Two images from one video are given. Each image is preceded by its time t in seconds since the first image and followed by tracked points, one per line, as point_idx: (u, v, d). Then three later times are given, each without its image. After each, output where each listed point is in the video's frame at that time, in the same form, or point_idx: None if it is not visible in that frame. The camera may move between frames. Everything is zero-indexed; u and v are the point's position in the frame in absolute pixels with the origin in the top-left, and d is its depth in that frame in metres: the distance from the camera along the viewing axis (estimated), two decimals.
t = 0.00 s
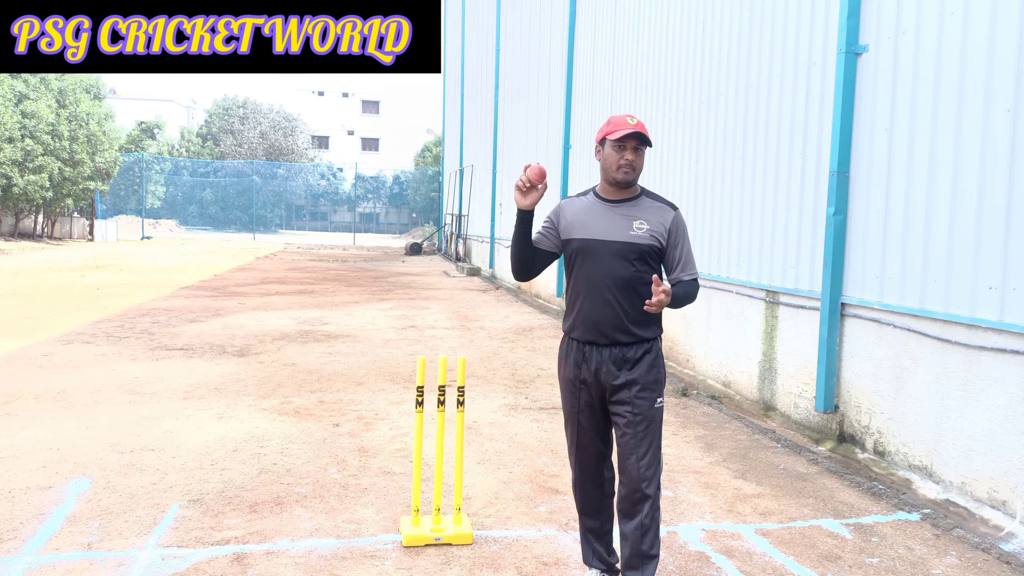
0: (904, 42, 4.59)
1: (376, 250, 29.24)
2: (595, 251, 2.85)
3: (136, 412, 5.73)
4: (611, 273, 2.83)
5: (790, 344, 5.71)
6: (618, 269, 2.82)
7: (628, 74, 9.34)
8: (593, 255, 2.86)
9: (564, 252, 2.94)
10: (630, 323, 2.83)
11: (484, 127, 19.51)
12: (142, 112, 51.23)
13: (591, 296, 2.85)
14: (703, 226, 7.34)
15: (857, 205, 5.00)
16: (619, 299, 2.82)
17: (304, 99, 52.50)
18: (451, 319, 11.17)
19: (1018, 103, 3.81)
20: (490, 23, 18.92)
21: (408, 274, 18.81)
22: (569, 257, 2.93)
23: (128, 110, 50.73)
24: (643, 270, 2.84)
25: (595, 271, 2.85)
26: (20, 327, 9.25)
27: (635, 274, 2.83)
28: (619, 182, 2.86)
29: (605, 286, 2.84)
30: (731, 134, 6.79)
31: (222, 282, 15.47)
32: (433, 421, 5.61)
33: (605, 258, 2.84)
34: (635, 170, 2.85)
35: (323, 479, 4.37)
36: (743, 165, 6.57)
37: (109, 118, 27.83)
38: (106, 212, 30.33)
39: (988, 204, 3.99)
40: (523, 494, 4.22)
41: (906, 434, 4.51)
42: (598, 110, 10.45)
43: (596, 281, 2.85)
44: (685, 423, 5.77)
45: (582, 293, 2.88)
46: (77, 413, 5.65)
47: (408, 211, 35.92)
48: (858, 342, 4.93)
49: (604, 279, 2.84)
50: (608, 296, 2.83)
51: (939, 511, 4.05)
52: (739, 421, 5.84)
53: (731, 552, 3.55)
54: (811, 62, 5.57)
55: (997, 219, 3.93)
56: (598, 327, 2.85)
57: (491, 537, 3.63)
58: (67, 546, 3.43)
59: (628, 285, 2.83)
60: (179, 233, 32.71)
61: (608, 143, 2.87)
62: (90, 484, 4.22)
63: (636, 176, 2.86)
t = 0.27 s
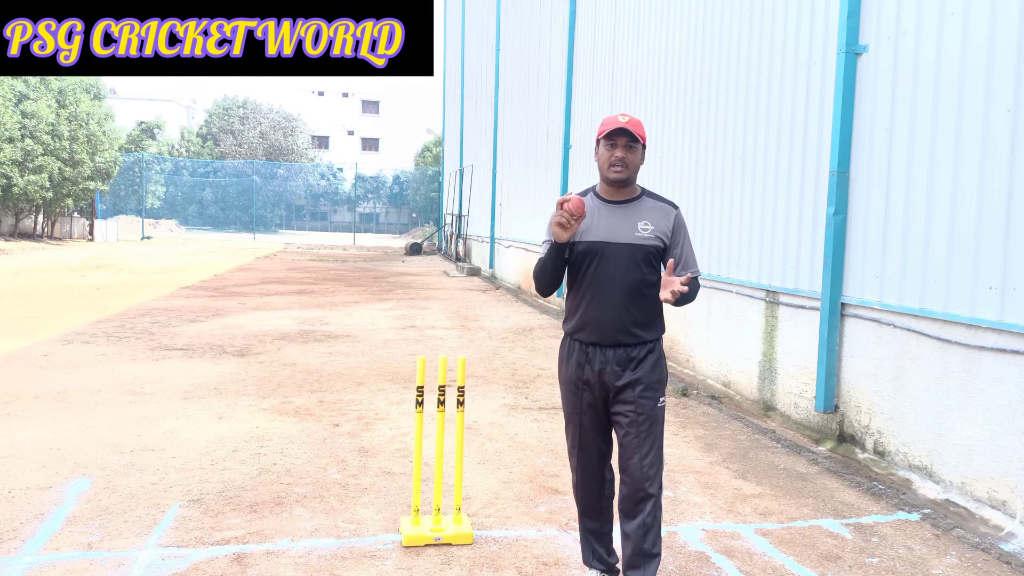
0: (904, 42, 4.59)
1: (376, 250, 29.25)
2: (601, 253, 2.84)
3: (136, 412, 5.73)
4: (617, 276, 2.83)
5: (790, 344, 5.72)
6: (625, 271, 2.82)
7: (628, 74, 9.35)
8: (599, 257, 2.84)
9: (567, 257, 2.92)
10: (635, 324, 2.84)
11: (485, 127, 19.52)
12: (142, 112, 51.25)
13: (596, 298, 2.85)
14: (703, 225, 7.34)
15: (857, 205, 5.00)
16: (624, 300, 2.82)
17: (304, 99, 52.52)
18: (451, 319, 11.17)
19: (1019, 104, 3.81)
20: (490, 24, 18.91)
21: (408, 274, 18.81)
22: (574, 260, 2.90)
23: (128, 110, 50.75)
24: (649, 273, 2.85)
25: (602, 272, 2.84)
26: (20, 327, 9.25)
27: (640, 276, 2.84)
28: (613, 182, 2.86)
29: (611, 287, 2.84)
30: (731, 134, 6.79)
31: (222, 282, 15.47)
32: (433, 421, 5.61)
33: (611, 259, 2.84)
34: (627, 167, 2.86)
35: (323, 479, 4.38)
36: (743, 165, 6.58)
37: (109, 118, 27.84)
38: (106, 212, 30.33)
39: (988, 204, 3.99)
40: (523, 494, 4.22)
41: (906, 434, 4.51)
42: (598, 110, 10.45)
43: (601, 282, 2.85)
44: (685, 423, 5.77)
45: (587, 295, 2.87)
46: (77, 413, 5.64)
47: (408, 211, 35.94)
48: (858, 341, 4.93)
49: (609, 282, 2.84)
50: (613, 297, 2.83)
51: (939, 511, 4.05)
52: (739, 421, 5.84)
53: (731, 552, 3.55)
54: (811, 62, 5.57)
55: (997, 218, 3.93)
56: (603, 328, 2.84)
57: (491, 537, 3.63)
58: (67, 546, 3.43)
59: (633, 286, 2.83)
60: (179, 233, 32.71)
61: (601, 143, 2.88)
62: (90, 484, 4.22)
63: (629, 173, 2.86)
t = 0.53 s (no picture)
0: (904, 42, 4.59)
1: (375, 250, 29.25)
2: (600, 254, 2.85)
3: (136, 412, 5.73)
4: (618, 276, 2.83)
5: (790, 344, 5.71)
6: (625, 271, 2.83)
7: (628, 74, 9.34)
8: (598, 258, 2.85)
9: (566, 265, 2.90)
10: (635, 324, 2.84)
11: (485, 127, 19.52)
12: (142, 112, 51.26)
13: (597, 299, 2.85)
14: (703, 225, 7.34)
15: (857, 205, 5.00)
16: (625, 300, 2.82)
17: (304, 99, 52.52)
18: (451, 319, 11.17)
19: (1018, 103, 3.81)
20: (490, 24, 18.92)
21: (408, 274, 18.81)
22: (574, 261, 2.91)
23: (128, 111, 50.75)
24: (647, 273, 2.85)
25: (601, 273, 2.85)
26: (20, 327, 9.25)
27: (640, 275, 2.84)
28: (614, 180, 2.85)
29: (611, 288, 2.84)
30: (731, 134, 6.79)
31: (221, 282, 15.47)
32: (433, 421, 5.61)
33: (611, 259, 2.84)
34: (628, 165, 2.85)
35: (323, 479, 4.38)
36: (743, 165, 6.58)
37: (109, 118, 27.85)
38: (106, 211, 30.34)
39: (988, 203, 3.99)
40: (523, 494, 4.22)
41: (906, 434, 4.51)
42: (598, 110, 10.45)
43: (601, 283, 2.86)
44: (685, 423, 5.77)
45: (588, 295, 2.87)
46: (77, 413, 5.64)
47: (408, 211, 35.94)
48: (858, 341, 4.93)
49: (609, 282, 2.84)
50: (614, 297, 2.83)
51: (939, 511, 4.05)
52: (739, 421, 5.84)
53: (731, 552, 3.55)
54: (811, 62, 5.57)
55: (998, 218, 3.93)
56: (604, 328, 2.85)
57: (491, 537, 3.63)
58: (67, 546, 3.43)
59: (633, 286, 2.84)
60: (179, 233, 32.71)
61: (600, 143, 2.89)
62: (90, 484, 4.22)
63: (630, 171, 2.85)
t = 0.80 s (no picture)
0: (904, 42, 4.59)
1: (376, 250, 29.24)
2: (597, 252, 2.86)
3: (136, 412, 5.73)
4: (616, 275, 2.84)
5: (790, 344, 5.71)
6: (624, 271, 2.83)
7: (628, 75, 9.34)
8: (596, 257, 2.86)
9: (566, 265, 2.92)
10: (634, 324, 2.84)
11: (485, 127, 19.51)
12: (142, 112, 51.25)
13: (596, 298, 2.86)
14: (704, 225, 7.34)
15: (857, 205, 5.00)
16: (623, 298, 2.82)
17: (304, 99, 52.51)
18: (451, 319, 11.17)
19: (1018, 104, 3.81)
20: (490, 24, 18.91)
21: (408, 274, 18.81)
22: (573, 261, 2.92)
23: (128, 111, 50.75)
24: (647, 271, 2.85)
25: (598, 272, 2.85)
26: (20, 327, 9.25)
27: (638, 273, 2.84)
28: (613, 180, 2.86)
29: (608, 286, 2.85)
30: (731, 134, 6.79)
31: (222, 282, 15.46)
32: (433, 421, 5.61)
33: (609, 258, 2.85)
34: (626, 165, 2.86)
35: (323, 479, 4.38)
36: (743, 165, 6.58)
37: (109, 118, 27.84)
38: (106, 212, 30.33)
39: (988, 203, 3.99)
40: (523, 494, 4.22)
41: (906, 434, 4.51)
42: (598, 111, 10.45)
43: (599, 282, 2.86)
44: (685, 423, 5.77)
45: (587, 295, 2.88)
46: (77, 413, 5.64)
47: (408, 211, 35.93)
48: (858, 341, 4.93)
49: (607, 281, 2.84)
50: (613, 296, 2.84)
51: (939, 511, 4.05)
52: (739, 421, 5.84)
53: (731, 552, 3.55)
54: (811, 62, 5.57)
55: (998, 218, 3.93)
56: (603, 328, 2.85)
57: (491, 537, 3.63)
58: (67, 546, 3.43)
59: (631, 285, 2.84)
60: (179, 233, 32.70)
61: (596, 144, 2.89)
62: (90, 484, 4.22)
63: (629, 170, 2.86)
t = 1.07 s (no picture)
0: (904, 42, 4.59)
1: (376, 250, 29.25)
2: (595, 251, 2.86)
3: (136, 412, 5.73)
4: (616, 273, 2.83)
5: (790, 344, 5.71)
6: (624, 269, 2.83)
7: (628, 75, 9.34)
8: (594, 255, 2.86)
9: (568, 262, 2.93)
10: (633, 323, 2.84)
11: (485, 127, 19.51)
12: (142, 112, 51.24)
13: (595, 297, 2.85)
14: (704, 225, 7.34)
15: (857, 205, 5.00)
16: (623, 297, 2.82)
17: (304, 99, 52.50)
18: (451, 319, 11.17)
19: (1018, 104, 3.81)
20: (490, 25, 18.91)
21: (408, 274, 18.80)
22: (572, 259, 2.92)
23: (128, 111, 50.74)
24: (645, 268, 2.84)
25: (596, 271, 2.85)
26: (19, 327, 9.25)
27: (636, 272, 2.84)
28: (608, 180, 2.87)
29: (607, 285, 2.84)
30: (731, 134, 6.79)
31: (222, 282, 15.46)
32: (433, 421, 5.61)
33: (606, 256, 2.85)
34: (620, 165, 2.86)
35: (323, 479, 4.37)
36: (743, 165, 6.58)
37: (109, 118, 27.83)
38: (106, 212, 30.33)
39: (988, 203, 3.99)
40: (523, 494, 4.22)
41: (906, 434, 4.51)
42: (598, 111, 10.44)
43: (599, 281, 2.86)
44: (685, 423, 5.77)
45: (586, 294, 2.87)
46: (77, 413, 5.64)
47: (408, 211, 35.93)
48: (858, 341, 4.93)
49: (607, 281, 2.84)
50: (612, 295, 2.83)
51: (939, 511, 4.05)
52: (738, 421, 5.84)
53: (731, 552, 3.55)
54: (811, 61, 5.57)
55: (998, 218, 3.93)
56: (602, 327, 2.85)
57: (491, 537, 3.63)
58: (67, 546, 3.43)
59: (630, 284, 2.84)
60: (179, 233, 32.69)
61: (591, 145, 2.89)
62: (90, 484, 4.22)
63: (622, 171, 2.87)
